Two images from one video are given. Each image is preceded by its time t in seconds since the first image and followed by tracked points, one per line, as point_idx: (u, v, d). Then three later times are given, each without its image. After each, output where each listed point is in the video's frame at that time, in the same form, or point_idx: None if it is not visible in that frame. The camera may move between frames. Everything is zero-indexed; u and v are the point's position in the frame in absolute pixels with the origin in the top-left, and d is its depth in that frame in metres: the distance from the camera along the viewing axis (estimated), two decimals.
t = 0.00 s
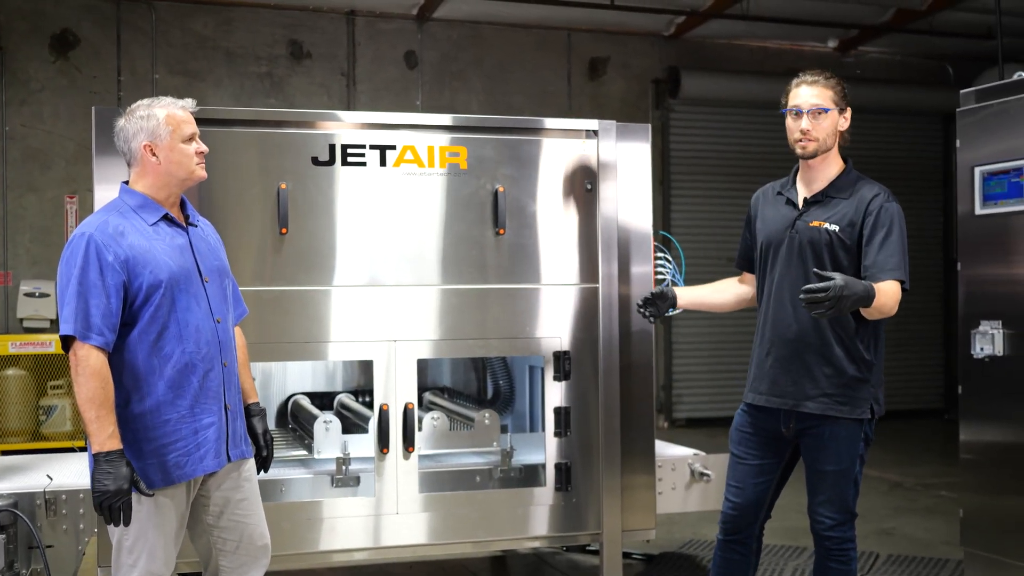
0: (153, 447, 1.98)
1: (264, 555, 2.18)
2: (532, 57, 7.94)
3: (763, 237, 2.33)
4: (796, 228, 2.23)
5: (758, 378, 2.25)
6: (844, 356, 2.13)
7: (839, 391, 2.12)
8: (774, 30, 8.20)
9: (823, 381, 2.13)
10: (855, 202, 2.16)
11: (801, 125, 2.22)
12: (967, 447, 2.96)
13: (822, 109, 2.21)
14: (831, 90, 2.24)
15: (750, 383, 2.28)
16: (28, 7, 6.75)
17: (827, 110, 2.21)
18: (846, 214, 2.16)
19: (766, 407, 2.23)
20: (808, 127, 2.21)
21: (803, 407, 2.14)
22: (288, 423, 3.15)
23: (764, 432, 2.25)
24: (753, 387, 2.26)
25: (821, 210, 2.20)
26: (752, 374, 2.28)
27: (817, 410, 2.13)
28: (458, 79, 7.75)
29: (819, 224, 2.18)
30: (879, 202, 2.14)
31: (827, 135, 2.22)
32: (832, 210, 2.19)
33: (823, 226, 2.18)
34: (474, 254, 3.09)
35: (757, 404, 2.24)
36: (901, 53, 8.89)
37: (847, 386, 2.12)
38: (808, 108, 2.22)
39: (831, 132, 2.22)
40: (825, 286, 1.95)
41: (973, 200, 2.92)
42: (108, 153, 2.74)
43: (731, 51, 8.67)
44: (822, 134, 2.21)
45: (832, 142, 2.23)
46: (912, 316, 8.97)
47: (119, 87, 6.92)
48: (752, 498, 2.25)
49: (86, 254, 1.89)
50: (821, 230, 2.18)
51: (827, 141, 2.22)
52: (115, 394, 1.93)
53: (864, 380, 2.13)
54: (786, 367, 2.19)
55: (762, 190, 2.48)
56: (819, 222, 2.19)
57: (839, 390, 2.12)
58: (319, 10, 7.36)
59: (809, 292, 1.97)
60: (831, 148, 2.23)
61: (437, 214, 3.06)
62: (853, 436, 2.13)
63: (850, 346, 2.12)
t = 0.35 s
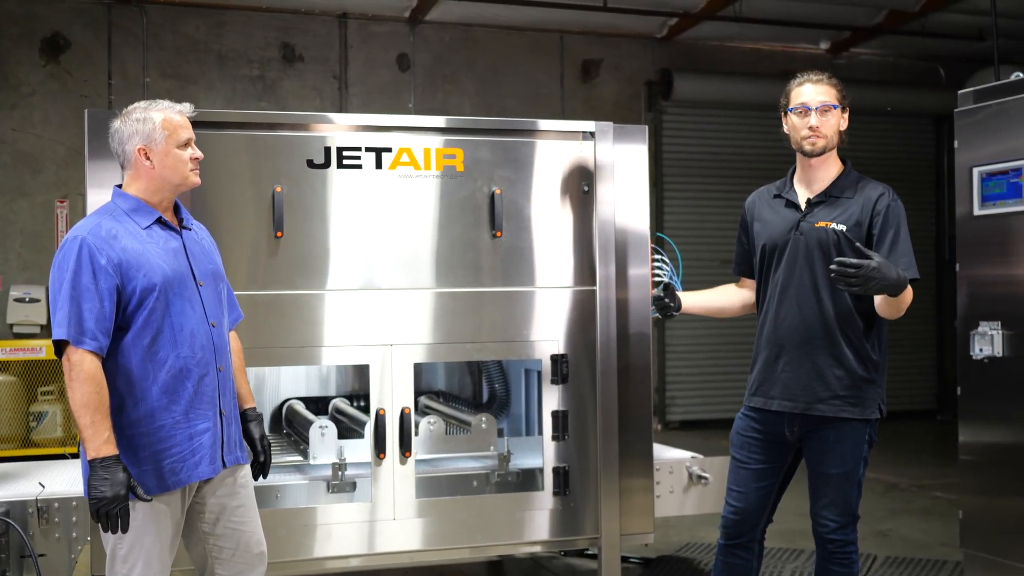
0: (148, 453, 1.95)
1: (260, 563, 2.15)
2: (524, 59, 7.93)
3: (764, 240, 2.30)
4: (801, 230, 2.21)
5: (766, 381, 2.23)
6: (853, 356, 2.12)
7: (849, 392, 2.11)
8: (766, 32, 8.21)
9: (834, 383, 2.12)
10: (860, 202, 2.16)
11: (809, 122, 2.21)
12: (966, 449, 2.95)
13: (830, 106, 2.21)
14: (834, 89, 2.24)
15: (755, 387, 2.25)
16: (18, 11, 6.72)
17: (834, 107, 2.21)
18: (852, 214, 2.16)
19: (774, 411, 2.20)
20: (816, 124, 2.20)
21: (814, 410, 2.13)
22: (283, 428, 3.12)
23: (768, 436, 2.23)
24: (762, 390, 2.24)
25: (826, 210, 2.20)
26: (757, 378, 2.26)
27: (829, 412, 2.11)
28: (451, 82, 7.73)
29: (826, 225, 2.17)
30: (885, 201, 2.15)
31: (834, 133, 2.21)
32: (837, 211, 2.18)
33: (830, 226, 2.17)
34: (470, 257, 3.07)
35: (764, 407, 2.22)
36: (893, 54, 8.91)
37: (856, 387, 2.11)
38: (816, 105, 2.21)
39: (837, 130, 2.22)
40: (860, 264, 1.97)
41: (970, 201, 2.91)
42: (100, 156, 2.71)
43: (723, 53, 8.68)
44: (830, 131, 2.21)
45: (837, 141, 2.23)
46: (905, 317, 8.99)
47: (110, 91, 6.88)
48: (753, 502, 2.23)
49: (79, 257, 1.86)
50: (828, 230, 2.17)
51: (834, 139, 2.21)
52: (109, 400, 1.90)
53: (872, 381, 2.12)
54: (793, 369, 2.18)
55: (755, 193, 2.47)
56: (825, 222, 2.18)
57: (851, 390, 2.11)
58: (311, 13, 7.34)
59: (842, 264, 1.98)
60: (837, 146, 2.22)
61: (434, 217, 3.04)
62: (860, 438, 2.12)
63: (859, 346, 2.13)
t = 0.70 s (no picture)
0: (138, 460, 1.91)
1: (253, 570, 2.11)
2: (509, 60, 7.91)
3: (761, 241, 2.29)
4: (800, 228, 2.19)
5: (767, 382, 2.22)
6: (855, 354, 2.12)
7: (853, 390, 2.11)
8: (751, 31, 8.22)
9: (837, 382, 2.12)
10: (858, 199, 2.15)
11: (798, 120, 2.20)
12: (961, 447, 2.95)
13: (817, 104, 2.20)
14: (822, 86, 2.23)
15: (756, 387, 2.24)
16: None
17: (822, 104, 2.20)
18: (851, 211, 2.15)
19: (776, 412, 2.19)
20: (805, 122, 2.19)
21: (817, 409, 2.12)
22: (271, 432, 3.05)
23: (769, 436, 2.22)
24: (763, 391, 2.22)
25: (824, 208, 2.18)
26: (756, 378, 2.24)
27: (832, 411, 2.11)
28: (436, 82, 7.69)
29: (825, 223, 2.15)
30: (883, 198, 2.14)
31: (824, 130, 2.20)
32: (836, 208, 2.17)
33: (830, 224, 2.15)
34: (461, 258, 3.05)
35: (766, 408, 2.21)
36: (877, 53, 8.94)
37: (858, 385, 2.11)
38: (803, 104, 2.20)
39: (827, 126, 2.21)
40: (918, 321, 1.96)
41: (964, 198, 2.91)
42: (85, 158, 2.66)
43: (708, 52, 8.69)
44: (819, 128, 2.19)
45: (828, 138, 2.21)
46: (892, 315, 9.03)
47: (92, 93, 6.82)
48: (753, 503, 2.22)
49: (67, 261, 1.82)
50: (828, 228, 2.15)
51: (824, 136, 2.20)
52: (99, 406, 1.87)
53: (874, 378, 2.12)
54: (794, 369, 2.17)
55: (749, 191, 2.45)
56: (824, 220, 2.16)
57: (855, 389, 2.11)
58: (294, 14, 7.29)
59: (911, 313, 1.95)
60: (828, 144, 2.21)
61: (426, 217, 3.02)
62: (862, 436, 2.12)
63: (861, 343, 2.13)
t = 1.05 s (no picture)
0: (129, 464, 1.88)
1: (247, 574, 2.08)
2: (492, 56, 7.88)
3: (755, 237, 2.27)
4: (793, 225, 2.18)
5: (762, 380, 2.21)
6: (849, 351, 2.11)
7: (847, 388, 2.10)
8: (734, 27, 8.21)
9: (832, 379, 2.11)
10: (851, 195, 2.14)
11: (767, 121, 2.22)
12: (955, 441, 2.96)
13: (784, 102, 2.19)
14: (799, 83, 2.22)
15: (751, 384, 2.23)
16: None
17: (790, 102, 2.19)
18: (843, 208, 2.13)
19: (772, 410, 2.18)
20: (773, 122, 2.21)
21: (813, 407, 2.12)
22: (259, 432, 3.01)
23: (765, 434, 2.21)
24: (759, 389, 2.21)
25: (817, 204, 2.17)
26: (752, 376, 2.23)
27: (827, 409, 2.10)
28: (419, 79, 7.66)
29: (817, 220, 2.14)
30: (876, 194, 2.12)
31: (795, 128, 2.19)
32: (828, 204, 2.15)
33: (823, 220, 2.14)
34: (452, 257, 3.02)
35: (763, 407, 2.20)
36: (860, 47, 8.95)
37: (852, 382, 2.10)
38: (772, 103, 2.22)
39: (800, 124, 2.19)
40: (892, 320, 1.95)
41: (956, 192, 2.91)
42: (70, 158, 2.61)
43: (691, 47, 8.69)
44: (788, 126, 2.19)
45: (803, 135, 2.19)
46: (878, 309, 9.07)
47: (72, 93, 6.74)
48: (754, 503, 2.21)
49: (57, 263, 1.79)
50: (820, 225, 2.14)
51: (796, 134, 2.19)
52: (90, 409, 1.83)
53: (869, 376, 2.12)
54: (790, 368, 2.16)
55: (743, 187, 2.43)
56: (817, 217, 2.15)
57: (851, 386, 2.10)
58: (276, 11, 7.23)
59: (886, 310, 1.94)
60: (801, 141, 2.20)
61: (415, 216, 2.99)
62: (857, 433, 2.12)
63: (856, 340, 2.12)
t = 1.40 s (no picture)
0: (125, 463, 1.85)
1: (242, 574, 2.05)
2: (480, 53, 7.85)
3: (745, 230, 2.25)
4: (783, 220, 2.16)
5: (749, 376, 2.19)
6: (838, 348, 2.11)
7: (832, 385, 2.08)
8: (723, 23, 8.21)
9: (818, 376, 2.09)
10: (841, 190, 2.12)
11: (758, 116, 2.19)
12: (950, 438, 2.95)
13: (775, 98, 2.17)
14: (791, 78, 2.19)
15: (741, 380, 2.20)
16: None
17: (781, 98, 2.16)
18: (832, 203, 2.11)
19: (761, 407, 2.16)
20: (764, 117, 2.18)
21: (799, 404, 2.09)
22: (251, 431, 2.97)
23: (758, 432, 2.19)
24: (746, 386, 2.19)
25: (807, 200, 2.15)
26: (740, 372, 2.22)
27: (814, 406, 2.08)
28: (407, 76, 7.62)
29: (806, 215, 2.12)
30: (866, 189, 2.10)
31: (785, 124, 2.17)
32: (818, 199, 2.13)
33: (812, 216, 2.12)
34: (444, 253, 2.99)
35: (749, 403, 2.18)
36: (848, 44, 8.96)
37: (841, 379, 2.09)
38: (763, 98, 2.19)
39: (791, 120, 2.16)
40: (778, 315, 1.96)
41: (952, 187, 2.91)
42: (59, 155, 2.58)
43: (679, 44, 8.68)
44: (779, 122, 2.17)
45: (793, 131, 2.17)
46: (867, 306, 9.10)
47: (57, 89, 6.67)
48: (749, 502, 2.19)
49: (52, 260, 1.76)
50: (810, 221, 2.12)
51: (786, 130, 2.17)
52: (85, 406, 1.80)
53: (857, 373, 2.11)
54: (776, 363, 2.14)
55: (735, 180, 2.41)
56: (806, 212, 2.13)
57: (837, 382, 2.08)
58: (263, 7, 7.17)
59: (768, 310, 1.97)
60: (792, 137, 2.17)
61: (405, 212, 2.96)
62: (847, 431, 2.09)
63: (845, 336, 2.11)
